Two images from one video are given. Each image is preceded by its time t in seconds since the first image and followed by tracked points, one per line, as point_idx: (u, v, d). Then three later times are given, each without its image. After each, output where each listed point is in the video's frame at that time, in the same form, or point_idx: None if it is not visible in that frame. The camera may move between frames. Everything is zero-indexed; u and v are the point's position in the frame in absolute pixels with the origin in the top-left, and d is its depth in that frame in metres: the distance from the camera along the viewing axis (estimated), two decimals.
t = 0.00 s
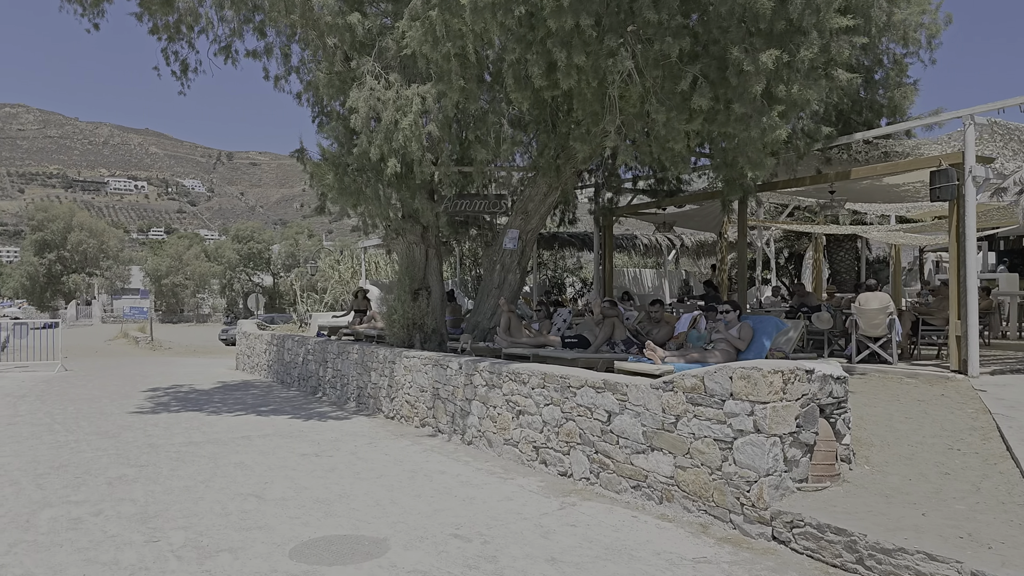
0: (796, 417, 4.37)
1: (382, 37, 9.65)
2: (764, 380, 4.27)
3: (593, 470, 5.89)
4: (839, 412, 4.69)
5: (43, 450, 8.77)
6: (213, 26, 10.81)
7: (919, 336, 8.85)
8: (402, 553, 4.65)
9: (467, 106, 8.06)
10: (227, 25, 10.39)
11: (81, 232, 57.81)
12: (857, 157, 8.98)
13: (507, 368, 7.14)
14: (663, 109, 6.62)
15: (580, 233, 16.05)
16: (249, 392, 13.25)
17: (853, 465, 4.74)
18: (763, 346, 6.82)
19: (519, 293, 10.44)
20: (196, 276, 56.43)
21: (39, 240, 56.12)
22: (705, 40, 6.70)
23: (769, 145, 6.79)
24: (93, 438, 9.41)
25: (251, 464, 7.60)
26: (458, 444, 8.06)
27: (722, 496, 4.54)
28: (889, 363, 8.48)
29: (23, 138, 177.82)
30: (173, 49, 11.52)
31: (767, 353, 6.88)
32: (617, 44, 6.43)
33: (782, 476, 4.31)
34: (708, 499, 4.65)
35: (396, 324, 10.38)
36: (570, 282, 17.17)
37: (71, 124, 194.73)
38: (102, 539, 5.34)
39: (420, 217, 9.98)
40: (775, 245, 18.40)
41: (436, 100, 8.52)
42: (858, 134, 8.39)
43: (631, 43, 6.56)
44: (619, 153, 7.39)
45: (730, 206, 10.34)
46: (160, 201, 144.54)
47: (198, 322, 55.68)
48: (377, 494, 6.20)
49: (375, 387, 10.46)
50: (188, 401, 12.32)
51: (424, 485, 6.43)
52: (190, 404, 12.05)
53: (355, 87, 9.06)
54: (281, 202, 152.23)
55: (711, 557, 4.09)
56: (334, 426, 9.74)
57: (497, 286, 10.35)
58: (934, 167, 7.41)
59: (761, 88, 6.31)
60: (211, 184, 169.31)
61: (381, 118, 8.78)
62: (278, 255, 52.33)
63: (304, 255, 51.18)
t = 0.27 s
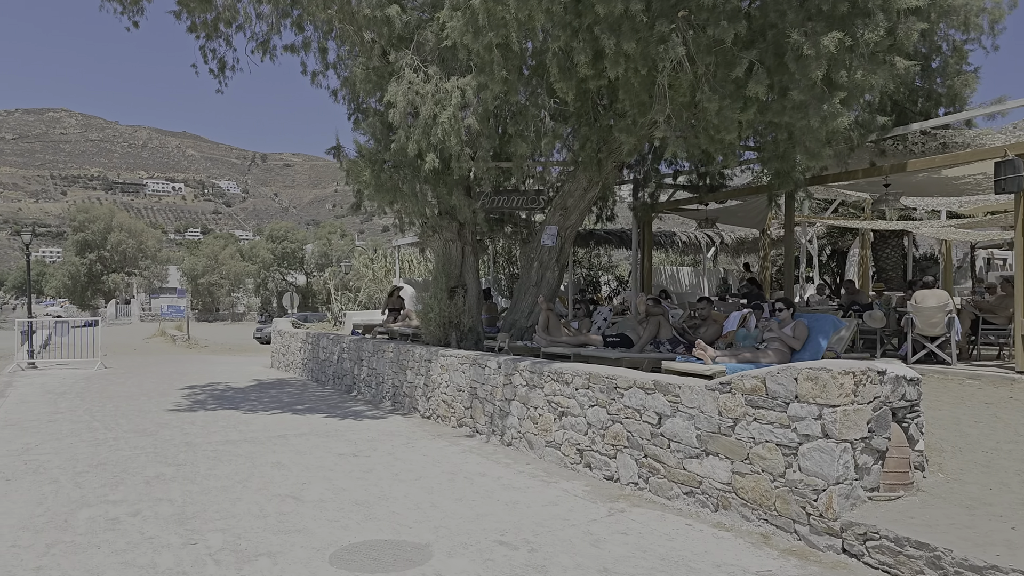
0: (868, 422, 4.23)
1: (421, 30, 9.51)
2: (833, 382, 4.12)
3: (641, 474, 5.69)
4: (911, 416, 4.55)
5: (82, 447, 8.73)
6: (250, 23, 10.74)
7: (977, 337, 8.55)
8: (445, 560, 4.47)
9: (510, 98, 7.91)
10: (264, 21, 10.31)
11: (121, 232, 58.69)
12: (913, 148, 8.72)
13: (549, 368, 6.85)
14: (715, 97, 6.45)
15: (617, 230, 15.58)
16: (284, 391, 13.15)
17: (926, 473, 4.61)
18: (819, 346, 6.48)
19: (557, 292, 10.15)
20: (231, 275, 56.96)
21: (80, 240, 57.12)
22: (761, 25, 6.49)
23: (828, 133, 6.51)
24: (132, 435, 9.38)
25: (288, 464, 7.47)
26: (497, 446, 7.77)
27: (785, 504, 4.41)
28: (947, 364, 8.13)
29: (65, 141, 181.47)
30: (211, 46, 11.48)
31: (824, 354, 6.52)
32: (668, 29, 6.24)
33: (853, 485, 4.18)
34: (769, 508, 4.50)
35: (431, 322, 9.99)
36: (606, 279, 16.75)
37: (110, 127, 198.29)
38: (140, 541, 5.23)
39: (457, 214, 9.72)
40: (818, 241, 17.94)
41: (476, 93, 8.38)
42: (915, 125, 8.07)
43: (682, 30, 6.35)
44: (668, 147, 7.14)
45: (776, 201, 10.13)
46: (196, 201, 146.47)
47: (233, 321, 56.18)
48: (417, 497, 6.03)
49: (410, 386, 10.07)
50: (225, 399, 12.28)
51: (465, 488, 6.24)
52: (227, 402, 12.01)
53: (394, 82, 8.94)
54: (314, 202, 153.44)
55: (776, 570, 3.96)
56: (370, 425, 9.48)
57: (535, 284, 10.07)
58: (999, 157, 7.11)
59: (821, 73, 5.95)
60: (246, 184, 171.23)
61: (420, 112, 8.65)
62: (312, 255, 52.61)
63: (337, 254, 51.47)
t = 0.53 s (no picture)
0: (956, 431, 3.93)
1: (462, 22, 9.25)
2: (918, 388, 3.81)
3: (699, 483, 5.47)
4: (999, 424, 4.27)
5: (121, 448, 8.65)
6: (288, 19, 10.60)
7: None
8: None
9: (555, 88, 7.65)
10: (303, 16, 10.16)
11: (161, 231, 59.50)
12: (977, 138, 8.29)
13: (597, 370, 6.61)
14: (775, 86, 6.14)
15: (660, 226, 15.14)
16: (323, 390, 13.01)
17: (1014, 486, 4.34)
18: (886, 348, 6.04)
19: (601, 290, 9.85)
20: (269, 274, 57.41)
21: (121, 240, 58.04)
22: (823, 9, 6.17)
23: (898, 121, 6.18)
24: (172, 435, 9.29)
25: (328, 467, 7.28)
26: (542, 450, 7.51)
27: (863, 520, 4.14)
28: (1018, 367, 7.67)
29: (108, 143, 185.04)
30: (250, 43, 11.37)
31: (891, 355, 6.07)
32: (726, 14, 5.97)
33: (939, 500, 3.88)
34: (843, 522, 4.26)
35: (472, 322, 9.75)
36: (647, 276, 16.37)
37: (151, 129, 201.81)
38: (178, 549, 5.06)
39: (499, 210, 9.45)
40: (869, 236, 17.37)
41: (519, 85, 8.12)
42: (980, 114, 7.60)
43: (739, 15, 6.07)
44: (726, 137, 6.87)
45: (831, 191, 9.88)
46: (235, 201, 148.34)
47: (271, 319, 56.64)
48: (462, 504, 5.79)
49: (450, 386, 9.70)
50: (263, 398, 12.18)
51: (512, 495, 6.00)
52: (265, 402, 11.90)
53: (435, 75, 8.73)
54: (350, 201, 154.46)
55: None
56: (410, 426, 9.19)
57: (579, 282, 9.73)
58: None
59: (890, 57, 5.65)
60: (283, 184, 173.01)
61: (462, 105, 8.41)
62: (348, 253, 52.79)
63: (373, 252, 51.61)
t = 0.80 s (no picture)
0: None
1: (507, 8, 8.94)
2: (1015, 392, 3.60)
3: (761, 490, 5.24)
4: None
5: (163, 446, 8.59)
6: (330, 13, 10.47)
7: None
8: None
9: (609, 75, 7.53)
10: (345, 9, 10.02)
11: (202, 230, 60.26)
12: None
13: (652, 370, 6.42)
14: (847, 69, 6.41)
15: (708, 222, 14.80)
16: (363, 387, 12.88)
17: None
18: (961, 347, 5.78)
19: (650, 285, 9.66)
20: (308, 272, 57.80)
21: (163, 238, 58.92)
22: None
23: (977, 101, 6.34)
24: (212, 434, 9.21)
25: (372, 467, 7.11)
26: (591, 451, 7.27)
27: (949, 532, 3.93)
28: None
29: (151, 143, 188.42)
30: (291, 38, 11.27)
31: (967, 356, 5.80)
32: None
33: None
34: (926, 534, 4.05)
35: (515, 319, 9.57)
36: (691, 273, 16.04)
37: (192, 130, 205.12)
38: (221, 552, 4.91)
39: (545, 204, 9.28)
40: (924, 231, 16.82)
41: (569, 74, 7.93)
42: None
43: None
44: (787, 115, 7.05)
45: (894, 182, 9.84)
46: (274, 200, 150.05)
47: (309, 317, 57.01)
48: (511, 509, 5.57)
49: (492, 385, 9.47)
50: (304, 396, 12.08)
51: (562, 499, 5.77)
52: (306, 399, 11.80)
53: (481, 65, 8.54)
54: (386, 199, 155.27)
55: None
56: (454, 425, 9.02)
57: (626, 279, 9.64)
58: None
59: (976, 36, 5.85)
60: (320, 183, 174.61)
61: (509, 96, 8.24)
62: (385, 251, 52.94)
63: (410, 250, 51.70)
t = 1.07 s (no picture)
0: None
1: None
2: None
3: (841, 503, 4.87)
4: None
5: (206, 447, 8.43)
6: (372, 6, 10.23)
7: None
8: None
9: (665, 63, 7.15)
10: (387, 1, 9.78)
11: (243, 228, 60.88)
12: None
13: (716, 373, 6.06)
14: (925, 51, 5.94)
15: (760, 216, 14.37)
16: (405, 387, 12.66)
17: None
18: None
19: (704, 282, 9.30)
20: (346, 269, 58.07)
21: (205, 236, 59.62)
22: None
23: None
24: (256, 434, 9.03)
25: (419, 472, 6.85)
26: (648, 457, 6.94)
27: None
28: None
29: (192, 143, 191.33)
30: (333, 32, 11.06)
31: None
32: None
33: None
34: None
35: (564, 318, 9.26)
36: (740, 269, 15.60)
37: (232, 129, 207.89)
38: (268, 563, 4.67)
39: (595, 199, 8.94)
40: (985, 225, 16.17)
41: (621, 62, 7.58)
42: None
43: None
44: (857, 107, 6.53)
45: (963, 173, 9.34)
46: (312, 198, 151.40)
47: (347, 314, 57.29)
48: (570, 519, 5.26)
49: (540, 386, 9.16)
50: (346, 395, 11.89)
51: (623, 510, 5.44)
52: (348, 399, 11.60)
53: (528, 55, 8.24)
54: (423, 196, 155.82)
55: None
56: (501, 428, 8.73)
57: (679, 275, 9.27)
58: None
59: None
60: (358, 181, 175.80)
61: (558, 86, 7.92)
62: (422, 248, 52.95)
63: (448, 247, 51.63)
